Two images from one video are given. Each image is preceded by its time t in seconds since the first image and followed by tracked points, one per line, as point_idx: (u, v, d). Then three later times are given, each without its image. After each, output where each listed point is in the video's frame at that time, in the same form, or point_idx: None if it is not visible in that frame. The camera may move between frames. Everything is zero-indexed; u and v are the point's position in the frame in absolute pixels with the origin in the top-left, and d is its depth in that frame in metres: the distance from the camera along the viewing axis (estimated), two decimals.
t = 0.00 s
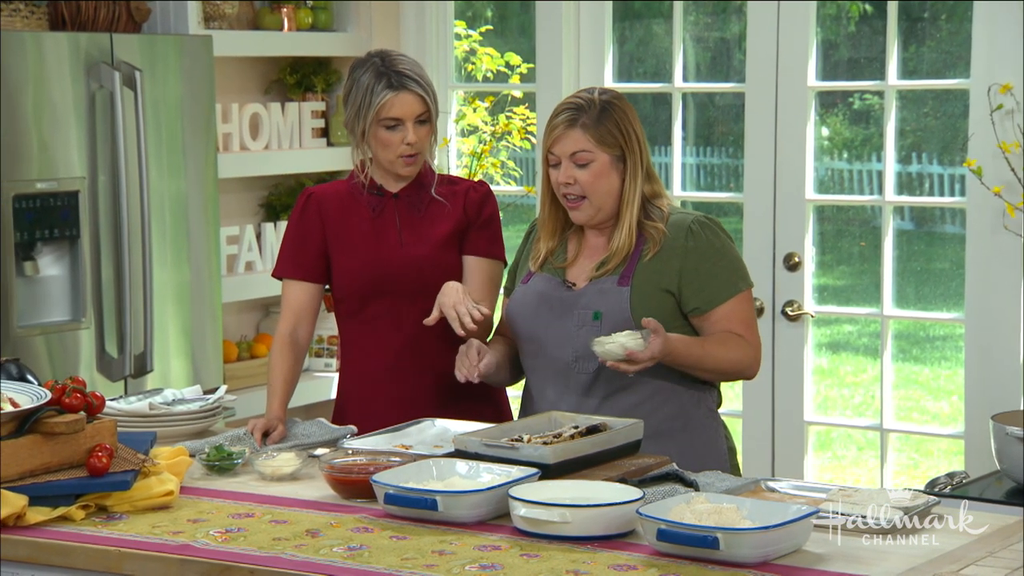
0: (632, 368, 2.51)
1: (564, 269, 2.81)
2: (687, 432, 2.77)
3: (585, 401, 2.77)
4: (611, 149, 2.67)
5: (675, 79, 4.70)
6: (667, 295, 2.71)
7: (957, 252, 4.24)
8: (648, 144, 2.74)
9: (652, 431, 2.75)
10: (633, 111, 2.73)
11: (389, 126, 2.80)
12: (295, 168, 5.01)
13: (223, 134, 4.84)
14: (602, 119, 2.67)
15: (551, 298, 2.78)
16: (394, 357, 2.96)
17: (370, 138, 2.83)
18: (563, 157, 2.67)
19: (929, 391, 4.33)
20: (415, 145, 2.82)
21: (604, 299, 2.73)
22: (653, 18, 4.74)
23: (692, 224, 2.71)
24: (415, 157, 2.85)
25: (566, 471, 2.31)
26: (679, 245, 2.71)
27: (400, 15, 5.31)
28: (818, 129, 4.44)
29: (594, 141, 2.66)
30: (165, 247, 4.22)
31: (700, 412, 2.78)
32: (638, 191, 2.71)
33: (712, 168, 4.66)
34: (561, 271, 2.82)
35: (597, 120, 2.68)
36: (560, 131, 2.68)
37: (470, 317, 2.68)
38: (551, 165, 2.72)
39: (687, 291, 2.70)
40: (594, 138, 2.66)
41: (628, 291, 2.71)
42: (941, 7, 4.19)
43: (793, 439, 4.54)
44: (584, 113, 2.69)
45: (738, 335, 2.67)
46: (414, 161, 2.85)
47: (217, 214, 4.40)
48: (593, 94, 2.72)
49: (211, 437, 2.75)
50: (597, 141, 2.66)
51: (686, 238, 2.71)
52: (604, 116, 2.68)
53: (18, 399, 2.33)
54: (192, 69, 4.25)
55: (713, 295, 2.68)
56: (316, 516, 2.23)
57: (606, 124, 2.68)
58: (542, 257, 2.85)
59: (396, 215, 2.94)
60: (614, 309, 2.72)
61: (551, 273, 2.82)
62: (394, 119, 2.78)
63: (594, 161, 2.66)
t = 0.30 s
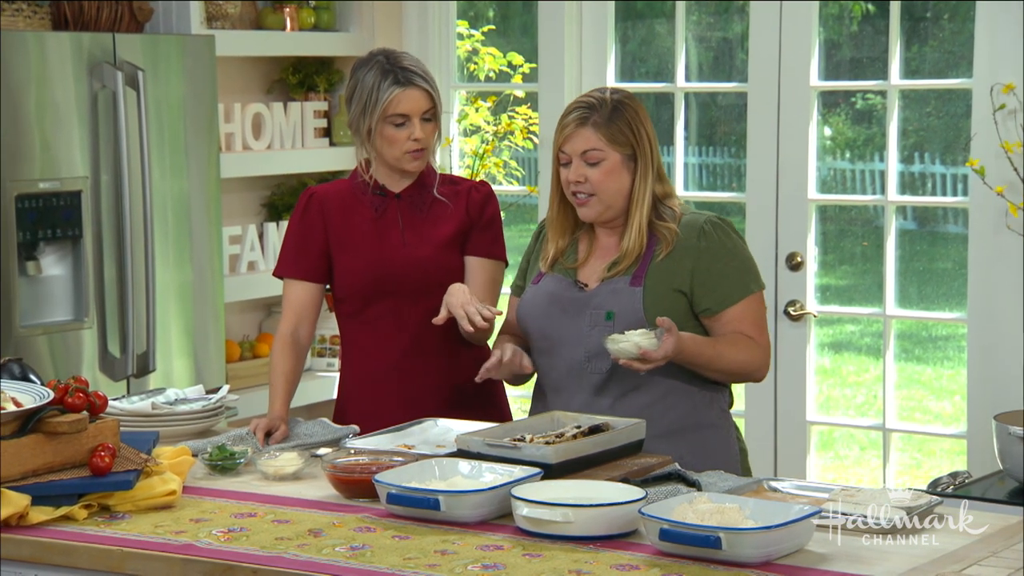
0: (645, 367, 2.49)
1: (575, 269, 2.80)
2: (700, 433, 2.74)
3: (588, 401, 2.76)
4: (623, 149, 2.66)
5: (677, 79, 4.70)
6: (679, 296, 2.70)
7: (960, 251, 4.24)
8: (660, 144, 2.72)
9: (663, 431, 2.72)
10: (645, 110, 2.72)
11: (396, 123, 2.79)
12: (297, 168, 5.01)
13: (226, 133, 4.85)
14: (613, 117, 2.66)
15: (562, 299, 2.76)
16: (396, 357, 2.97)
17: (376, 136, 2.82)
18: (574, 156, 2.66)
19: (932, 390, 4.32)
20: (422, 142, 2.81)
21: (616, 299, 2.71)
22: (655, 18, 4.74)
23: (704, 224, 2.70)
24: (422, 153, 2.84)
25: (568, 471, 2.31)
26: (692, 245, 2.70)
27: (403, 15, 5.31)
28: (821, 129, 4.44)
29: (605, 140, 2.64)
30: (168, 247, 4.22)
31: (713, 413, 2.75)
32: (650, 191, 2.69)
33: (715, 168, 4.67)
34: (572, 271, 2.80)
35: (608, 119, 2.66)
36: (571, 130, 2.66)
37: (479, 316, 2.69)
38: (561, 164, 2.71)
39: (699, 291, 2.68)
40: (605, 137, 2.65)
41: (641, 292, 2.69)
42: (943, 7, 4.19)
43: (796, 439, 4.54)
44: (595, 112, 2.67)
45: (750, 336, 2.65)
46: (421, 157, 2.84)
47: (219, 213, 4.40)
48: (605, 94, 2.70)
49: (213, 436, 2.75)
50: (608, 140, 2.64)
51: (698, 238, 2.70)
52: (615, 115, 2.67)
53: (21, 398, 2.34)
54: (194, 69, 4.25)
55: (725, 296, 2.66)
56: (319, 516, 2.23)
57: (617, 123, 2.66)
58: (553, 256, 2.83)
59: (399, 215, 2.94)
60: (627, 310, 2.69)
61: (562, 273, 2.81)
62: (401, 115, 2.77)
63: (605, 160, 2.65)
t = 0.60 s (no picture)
0: (680, 354, 2.46)
1: (607, 265, 2.78)
2: (732, 434, 2.70)
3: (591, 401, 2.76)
4: (650, 142, 2.66)
5: (678, 78, 4.70)
6: (714, 292, 2.68)
7: (961, 251, 4.24)
8: (690, 140, 2.72)
9: (692, 432, 2.68)
10: (674, 106, 2.72)
11: (398, 115, 2.81)
12: (298, 168, 5.02)
13: (226, 133, 4.85)
14: (641, 110, 2.66)
15: (593, 294, 2.74)
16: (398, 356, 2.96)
17: (378, 131, 2.83)
18: (602, 149, 2.65)
19: (932, 390, 4.32)
20: (422, 133, 2.84)
21: (649, 293, 2.68)
22: (656, 18, 4.74)
23: (738, 220, 2.68)
24: (423, 146, 2.86)
25: (568, 471, 2.31)
26: (726, 241, 2.68)
27: (403, 15, 5.31)
28: (821, 129, 4.45)
29: (633, 133, 2.64)
30: (168, 246, 4.21)
31: (744, 413, 2.72)
32: (680, 185, 2.67)
33: (716, 168, 4.68)
34: (604, 266, 2.78)
35: (635, 112, 2.66)
36: (598, 123, 2.67)
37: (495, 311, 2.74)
38: (590, 160, 2.71)
39: (734, 287, 2.67)
40: (632, 130, 2.65)
41: (674, 286, 2.67)
42: (944, 7, 4.19)
43: (796, 439, 4.54)
44: (623, 106, 2.67)
45: (787, 332, 2.64)
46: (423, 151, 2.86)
47: (220, 213, 4.40)
48: (634, 89, 2.71)
49: (213, 436, 2.75)
50: (636, 133, 2.64)
51: (733, 234, 2.68)
52: (643, 108, 2.67)
53: (21, 398, 2.34)
54: (195, 69, 4.25)
55: (761, 292, 2.65)
56: (320, 516, 2.23)
57: (645, 117, 2.66)
58: (586, 251, 2.82)
59: (395, 213, 2.95)
60: (660, 303, 2.67)
61: (594, 269, 2.79)
62: (402, 107, 2.80)
63: (632, 152, 2.64)
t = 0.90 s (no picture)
0: (692, 368, 2.46)
1: (636, 270, 2.78)
2: (759, 441, 2.70)
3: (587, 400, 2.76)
4: (674, 146, 2.66)
5: (676, 78, 4.71)
6: (740, 297, 2.67)
7: (959, 251, 4.24)
8: (718, 143, 2.71)
9: (717, 439, 2.68)
10: (701, 110, 2.72)
11: (380, 111, 2.85)
12: (296, 168, 5.01)
13: (225, 133, 4.84)
14: (665, 114, 2.67)
15: (620, 298, 2.73)
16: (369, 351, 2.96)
17: (360, 126, 2.86)
18: (626, 153, 2.68)
19: (930, 390, 4.32)
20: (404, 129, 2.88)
21: (675, 298, 2.68)
22: (654, 18, 4.74)
23: (767, 224, 2.68)
24: (404, 143, 2.89)
25: (567, 470, 2.31)
26: (755, 245, 2.68)
27: (402, 15, 5.31)
28: (820, 129, 4.45)
29: (655, 136, 2.65)
30: (166, 246, 4.21)
31: (770, 418, 2.71)
32: (706, 189, 2.67)
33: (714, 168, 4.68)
34: (633, 271, 2.79)
35: (659, 116, 2.67)
36: (621, 127, 2.69)
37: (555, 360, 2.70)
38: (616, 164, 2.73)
39: (761, 293, 2.66)
40: (655, 134, 2.65)
41: (700, 291, 2.67)
42: (942, 6, 4.19)
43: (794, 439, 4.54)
44: (646, 109, 2.69)
45: (814, 340, 2.63)
46: (403, 148, 2.89)
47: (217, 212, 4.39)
48: (659, 93, 2.72)
49: (212, 436, 2.75)
50: (658, 137, 2.65)
51: (761, 238, 2.68)
52: (667, 112, 2.68)
53: (20, 398, 2.33)
54: (193, 69, 4.25)
55: (789, 298, 2.64)
56: (318, 515, 2.23)
57: (668, 120, 2.67)
58: (616, 257, 2.82)
59: (367, 211, 2.95)
60: (685, 309, 2.67)
61: (623, 274, 2.79)
62: (384, 102, 2.84)
63: (655, 156, 2.65)
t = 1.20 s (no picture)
0: (671, 371, 2.42)
1: (651, 274, 2.79)
2: (763, 449, 2.66)
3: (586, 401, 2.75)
4: (686, 151, 2.63)
5: (676, 79, 4.71)
6: (741, 304, 2.63)
7: (958, 251, 4.24)
8: (735, 147, 2.67)
9: (720, 446, 2.64)
10: (718, 114, 2.68)
11: (346, 113, 2.80)
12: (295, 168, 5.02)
13: (224, 134, 4.83)
14: (678, 119, 2.64)
15: (630, 302, 2.73)
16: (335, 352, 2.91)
17: (324, 127, 2.81)
18: (638, 157, 2.66)
19: (930, 390, 4.32)
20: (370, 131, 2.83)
21: (677, 304, 2.66)
22: (653, 18, 4.74)
23: (775, 230, 2.62)
24: (368, 145, 2.85)
25: (566, 470, 2.31)
26: (761, 251, 2.63)
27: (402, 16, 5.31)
28: (819, 129, 4.45)
29: (666, 141, 2.63)
30: (166, 246, 4.21)
31: (775, 423, 2.67)
32: (719, 193, 2.63)
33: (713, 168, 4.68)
34: (648, 275, 2.79)
35: (673, 120, 2.64)
36: (636, 132, 2.67)
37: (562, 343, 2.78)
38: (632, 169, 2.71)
39: (762, 300, 2.61)
40: (667, 137, 2.63)
41: (701, 297, 2.64)
42: (941, 7, 4.19)
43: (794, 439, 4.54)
44: (658, 114, 2.67)
45: (815, 350, 2.56)
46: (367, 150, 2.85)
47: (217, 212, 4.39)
48: (674, 97, 2.70)
49: (213, 436, 2.75)
50: (669, 141, 2.62)
51: (768, 244, 2.62)
52: (681, 116, 2.64)
53: (19, 399, 2.33)
54: (193, 69, 4.25)
55: (791, 306, 2.58)
56: (317, 516, 2.23)
57: (681, 125, 2.63)
58: (635, 260, 2.83)
59: (333, 209, 2.91)
60: (684, 314, 2.65)
61: (639, 277, 2.79)
62: (350, 105, 2.79)
63: (667, 161, 2.62)
